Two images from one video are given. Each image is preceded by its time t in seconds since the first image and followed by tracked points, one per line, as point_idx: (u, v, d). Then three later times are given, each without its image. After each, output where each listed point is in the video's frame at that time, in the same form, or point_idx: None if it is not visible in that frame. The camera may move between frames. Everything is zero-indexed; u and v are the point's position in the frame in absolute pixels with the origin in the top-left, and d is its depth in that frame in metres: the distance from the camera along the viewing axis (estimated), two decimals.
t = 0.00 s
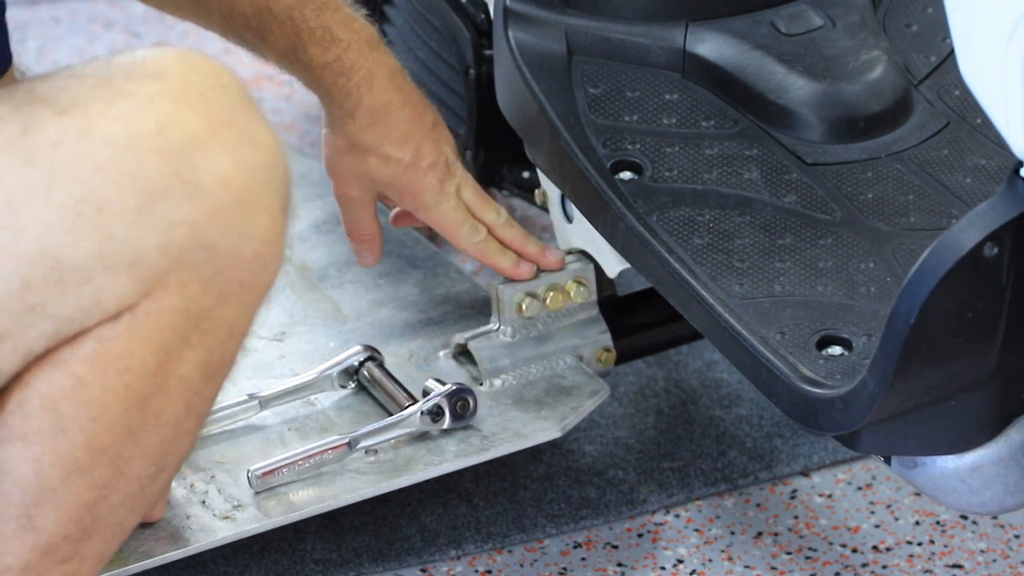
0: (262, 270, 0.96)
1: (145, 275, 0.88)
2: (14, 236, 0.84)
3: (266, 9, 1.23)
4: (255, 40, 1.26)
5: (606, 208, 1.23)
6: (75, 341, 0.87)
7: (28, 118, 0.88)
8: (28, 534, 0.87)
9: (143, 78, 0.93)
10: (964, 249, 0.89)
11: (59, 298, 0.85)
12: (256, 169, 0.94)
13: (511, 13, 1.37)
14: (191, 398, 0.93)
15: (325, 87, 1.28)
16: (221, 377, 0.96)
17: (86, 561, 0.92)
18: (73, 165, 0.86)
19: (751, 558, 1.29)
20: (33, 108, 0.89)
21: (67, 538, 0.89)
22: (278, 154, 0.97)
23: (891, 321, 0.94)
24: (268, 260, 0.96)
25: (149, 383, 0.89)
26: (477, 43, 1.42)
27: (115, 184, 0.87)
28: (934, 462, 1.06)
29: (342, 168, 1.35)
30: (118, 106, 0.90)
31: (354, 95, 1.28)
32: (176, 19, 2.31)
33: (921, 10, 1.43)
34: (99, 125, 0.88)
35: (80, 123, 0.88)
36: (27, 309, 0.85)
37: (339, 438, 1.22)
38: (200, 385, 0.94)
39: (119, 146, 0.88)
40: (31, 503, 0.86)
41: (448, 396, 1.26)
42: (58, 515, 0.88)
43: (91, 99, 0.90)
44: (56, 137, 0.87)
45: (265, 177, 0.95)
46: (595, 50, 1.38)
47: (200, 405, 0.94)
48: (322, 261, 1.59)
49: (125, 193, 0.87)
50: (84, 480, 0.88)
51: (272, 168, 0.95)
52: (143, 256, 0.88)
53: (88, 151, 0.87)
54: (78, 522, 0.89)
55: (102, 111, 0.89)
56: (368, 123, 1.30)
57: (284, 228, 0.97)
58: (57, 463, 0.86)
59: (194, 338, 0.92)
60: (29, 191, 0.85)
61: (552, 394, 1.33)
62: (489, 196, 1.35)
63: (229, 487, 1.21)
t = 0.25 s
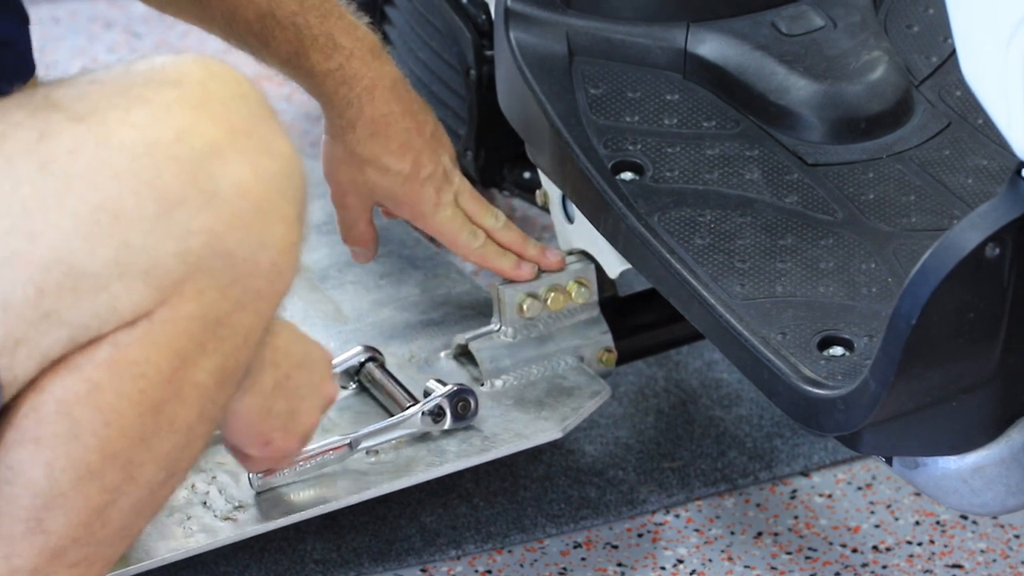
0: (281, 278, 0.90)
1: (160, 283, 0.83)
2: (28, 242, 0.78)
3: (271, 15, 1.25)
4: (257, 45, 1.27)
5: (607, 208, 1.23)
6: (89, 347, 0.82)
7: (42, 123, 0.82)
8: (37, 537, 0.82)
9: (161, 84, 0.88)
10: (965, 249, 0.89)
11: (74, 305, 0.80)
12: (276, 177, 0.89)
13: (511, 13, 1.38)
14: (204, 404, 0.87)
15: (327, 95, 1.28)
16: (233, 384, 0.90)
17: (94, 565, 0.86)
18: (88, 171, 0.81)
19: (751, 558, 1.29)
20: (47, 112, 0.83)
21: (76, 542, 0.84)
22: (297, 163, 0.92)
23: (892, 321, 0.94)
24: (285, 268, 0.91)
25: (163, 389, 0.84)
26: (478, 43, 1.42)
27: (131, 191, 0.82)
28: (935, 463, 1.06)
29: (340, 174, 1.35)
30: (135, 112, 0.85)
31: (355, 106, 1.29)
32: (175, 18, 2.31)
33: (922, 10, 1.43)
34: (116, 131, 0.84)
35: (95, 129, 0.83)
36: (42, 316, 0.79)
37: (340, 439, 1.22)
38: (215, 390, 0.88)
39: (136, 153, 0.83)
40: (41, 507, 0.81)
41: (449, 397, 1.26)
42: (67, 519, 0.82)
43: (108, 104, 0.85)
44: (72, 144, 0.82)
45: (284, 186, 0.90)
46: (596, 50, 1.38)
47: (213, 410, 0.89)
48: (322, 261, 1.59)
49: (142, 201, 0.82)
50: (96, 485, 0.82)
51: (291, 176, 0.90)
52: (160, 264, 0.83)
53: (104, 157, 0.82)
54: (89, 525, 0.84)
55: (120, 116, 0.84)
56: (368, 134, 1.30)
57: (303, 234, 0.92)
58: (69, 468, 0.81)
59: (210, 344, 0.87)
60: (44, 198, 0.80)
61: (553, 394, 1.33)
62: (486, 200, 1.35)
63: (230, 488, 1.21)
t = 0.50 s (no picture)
0: (288, 274, 0.91)
1: (173, 278, 0.83)
2: (42, 238, 0.79)
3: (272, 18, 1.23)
4: (257, 47, 1.25)
5: (607, 208, 1.23)
6: (102, 342, 0.82)
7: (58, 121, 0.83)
8: (45, 532, 0.81)
9: (174, 82, 0.89)
10: (967, 250, 0.89)
11: (87, 302, 0.80)
12: (288, 175, 0.90)
13: (511, 13, 1.37)
14: (214, 399, 0.88)
15: (328, 98, 1.28)
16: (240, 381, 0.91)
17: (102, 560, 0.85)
18: (102, 167, 0.82)
19: (751, 558, 1.29)
20: (64, 110, 0.85)
21: (85, 537, 0.83)
22: (309, 164, 0.93)
23: (893, 322, 0.94)
24: (294, 266, 0.91)
25: (173, 385, 0.84)
26: (478, 43, 1.42)
27: (144, 186, 0.83)
28: (935, 463, 1.06)
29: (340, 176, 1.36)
30: (149, 109, 0.86)
31: (357, 109, 1.29)
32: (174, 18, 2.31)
33: (922, 11, 1.43)
34: (130, 128, 0.84)
35: (109, 125, 0.84)
36: (56, 312, 0.79)
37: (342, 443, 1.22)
38: (225, 387, 0.88)
39: (150, 149, 0.84)
40: (50, 502, 0.80)
41: (450, 399, 1.25)
42: (76, 514, 0.82)
43: (122, 103, 0.86)
44: (87, 140, 0.83)
45: (296, 184, 0.91)
46: (596, 50, 1.38)
47: (221, 407, 0.89)
48: (322, 261, 1.59)
49: (155, 196, 0.83)
50: (105, 480, 0.82)
51: (302, 176, 0.91)
52: (172, 258, 0.83)
53: (118, 153, 0.83)
54: (97, 520, 0.83)
55: (134, 113, 0.86)
56: (370, 138, 1.30)
57: (312, 232, 0.93)
58: (79, 463, 0.81)
59: (220, 341, 0.87)
60: (59, 193, 0.80)
61: (553, 395, 1.33)
62: (485, 202, 1.35)
63: (230, 488, 1.21)
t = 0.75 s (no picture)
0: (294, 277, 0.91)
1: (178, 281, 0.83)
2: (47, 242, 0.78)
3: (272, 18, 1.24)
4: (257, 48, 1.26)
5: (607, 209, 1.23)
6: (107, 345, 0.82)
7: (63, 123, 0.82)
8: (49, 534, 0.81)
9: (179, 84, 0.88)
10: (967, 250, 0.89)
11: (93, 305, 0.80)
12: (292, 178, 0.90)
13: (511, 13, 1.37)
14: (217, 403, 0.87)
15: (327, 101, 1.28)
16: (245, 383, 0.90)
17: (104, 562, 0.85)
18: (109, 169, 0.81)
19: (751, 558, 1.29)
20: (68, 112, 0.83)
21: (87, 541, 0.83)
22: (312, 167, 0.93)
23: (893, 322, 0.94)
24: (299, 268, 0.92)
25: (178, 388, 0.84)
26: (478, 43, 1.42)
27: (150, 189, 0.82)
28: (935, 463, 1.06)
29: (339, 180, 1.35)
30: (154, 110, 0.86)
31: (355, 112, 1.29)
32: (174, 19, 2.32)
33: (922, 11, 1.43)
34: (136, 130, 0.84)
35: (115, 127, 0.83)
36: (61, 316, 0.79)
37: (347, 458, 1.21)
38: (227, 389, 0.88)
39: (156, 151, 0.83)
40: (54, 504, 0.80)
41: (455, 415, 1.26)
42: (79, 517, 0.82)
43: (127, 104, 0.85)
44: (93, 142, 0.82)
45: (299, 187, 0.91)
46: (596, 51, 1.38)
47: (224, 409, 0.88)
48: (323, 262, 1.59)
49: (162, 199, 0.83)
50: (109, 483, 0.82)
51: (307, 180, 0.92)
52: (177, 261, 0.83)
53: (125, 155, 0.82)
54: (100, 523, 0.83)
55: (139, 114, 0.85)
56: (368, 140, 1.30)
57: (315, 235, 0.93)
58: (83, 465, 0.80)
59: (224, 344, 0.87)
60: (65, 195, 0.79)
61: (553, 395, 1.33)
62: (484, 202, 1.35)
63: (230, 488, 1.21)
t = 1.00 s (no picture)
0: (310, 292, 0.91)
1: (195, 297, 0.83)
2: (64, 258, 0.77)
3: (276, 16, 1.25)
4: (260, 47, 1.27)
5: (607, 209, 1.23)
6: (124, 360, 0.82)
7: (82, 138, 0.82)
8: (58, 545, 0.81)
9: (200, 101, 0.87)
10: (967, 250, 0.89)
11: (110, 320, 0.80)
12: (313, 196, 0.90)
13: (511, 13, 1.37)
14: (231, 417, 0.88)
15: (332, 100, 1.29)
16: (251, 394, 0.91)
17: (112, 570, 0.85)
18: (127, 186, 0.81)
19: (751, 558, 1.29)
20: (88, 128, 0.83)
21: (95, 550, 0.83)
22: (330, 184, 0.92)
23: (893, 322, 0.94)
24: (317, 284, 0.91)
25: (192, 403, 0.84)
26: (478, 43, 1.42)
27: (170, 207, 0.82)
28: (935, 464, 1.06)
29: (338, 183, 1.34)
30: (175, 128, 0.85)
31: (359, 111, 1.29)
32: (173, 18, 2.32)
33: (923, 11, 1.43)
34: (157, 148, 0.83)
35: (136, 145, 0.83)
36: (79, 330, 0.78)
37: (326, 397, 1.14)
38: (243, 406, 0.89)
39: (176, 170, 0.83)
40: (65, 515, 0.80)
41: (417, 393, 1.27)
42: (89, 528, 0.81)
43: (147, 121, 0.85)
44: (113, 159, 0.81)
45: (319, 204, 0.90)
46: (596, 51, 1.38)
47: (238, 425, 0.89)
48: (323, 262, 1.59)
49: (180, 217, 0.82)
50: (121, 495, 0.82)
51: (326, 197, 0.91)
52: (196, 278, 0.83)
53: (145, 173, 0.82)
54: (109, 534, 0.83)
55: (160, 133, 0.84)
56: (373, 138, 1.30)
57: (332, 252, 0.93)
58: (96, 477, 0.80)
59: (240, 360, 0.88)
60: (84, 212, 0.79)
61: (554, 395, 1.33)
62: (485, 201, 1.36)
63: (230, 488, 1.20)
